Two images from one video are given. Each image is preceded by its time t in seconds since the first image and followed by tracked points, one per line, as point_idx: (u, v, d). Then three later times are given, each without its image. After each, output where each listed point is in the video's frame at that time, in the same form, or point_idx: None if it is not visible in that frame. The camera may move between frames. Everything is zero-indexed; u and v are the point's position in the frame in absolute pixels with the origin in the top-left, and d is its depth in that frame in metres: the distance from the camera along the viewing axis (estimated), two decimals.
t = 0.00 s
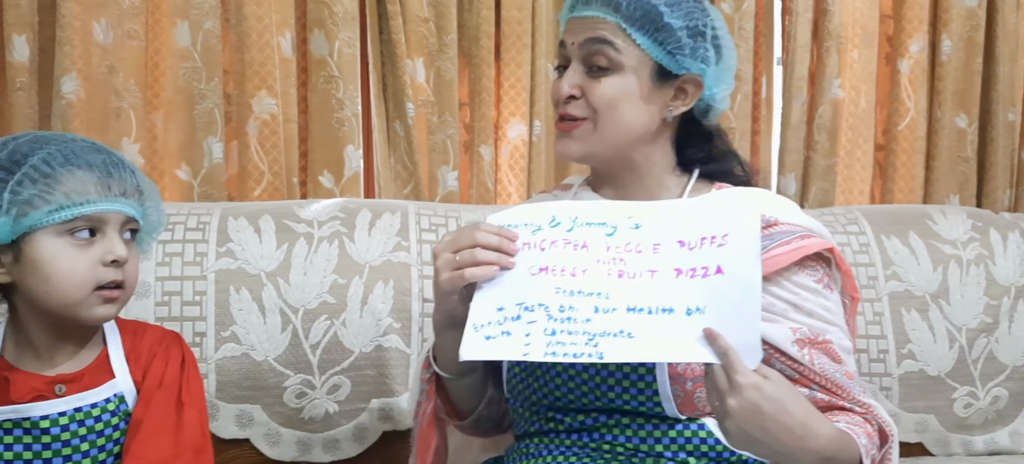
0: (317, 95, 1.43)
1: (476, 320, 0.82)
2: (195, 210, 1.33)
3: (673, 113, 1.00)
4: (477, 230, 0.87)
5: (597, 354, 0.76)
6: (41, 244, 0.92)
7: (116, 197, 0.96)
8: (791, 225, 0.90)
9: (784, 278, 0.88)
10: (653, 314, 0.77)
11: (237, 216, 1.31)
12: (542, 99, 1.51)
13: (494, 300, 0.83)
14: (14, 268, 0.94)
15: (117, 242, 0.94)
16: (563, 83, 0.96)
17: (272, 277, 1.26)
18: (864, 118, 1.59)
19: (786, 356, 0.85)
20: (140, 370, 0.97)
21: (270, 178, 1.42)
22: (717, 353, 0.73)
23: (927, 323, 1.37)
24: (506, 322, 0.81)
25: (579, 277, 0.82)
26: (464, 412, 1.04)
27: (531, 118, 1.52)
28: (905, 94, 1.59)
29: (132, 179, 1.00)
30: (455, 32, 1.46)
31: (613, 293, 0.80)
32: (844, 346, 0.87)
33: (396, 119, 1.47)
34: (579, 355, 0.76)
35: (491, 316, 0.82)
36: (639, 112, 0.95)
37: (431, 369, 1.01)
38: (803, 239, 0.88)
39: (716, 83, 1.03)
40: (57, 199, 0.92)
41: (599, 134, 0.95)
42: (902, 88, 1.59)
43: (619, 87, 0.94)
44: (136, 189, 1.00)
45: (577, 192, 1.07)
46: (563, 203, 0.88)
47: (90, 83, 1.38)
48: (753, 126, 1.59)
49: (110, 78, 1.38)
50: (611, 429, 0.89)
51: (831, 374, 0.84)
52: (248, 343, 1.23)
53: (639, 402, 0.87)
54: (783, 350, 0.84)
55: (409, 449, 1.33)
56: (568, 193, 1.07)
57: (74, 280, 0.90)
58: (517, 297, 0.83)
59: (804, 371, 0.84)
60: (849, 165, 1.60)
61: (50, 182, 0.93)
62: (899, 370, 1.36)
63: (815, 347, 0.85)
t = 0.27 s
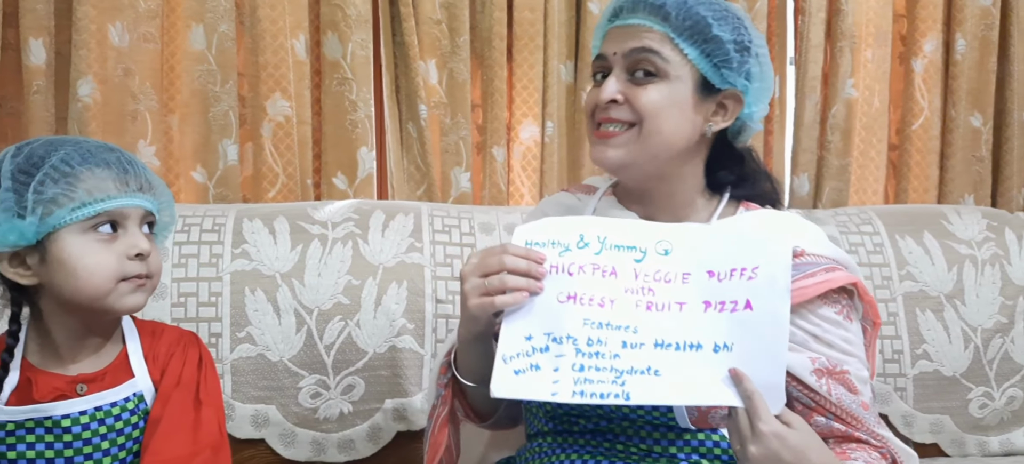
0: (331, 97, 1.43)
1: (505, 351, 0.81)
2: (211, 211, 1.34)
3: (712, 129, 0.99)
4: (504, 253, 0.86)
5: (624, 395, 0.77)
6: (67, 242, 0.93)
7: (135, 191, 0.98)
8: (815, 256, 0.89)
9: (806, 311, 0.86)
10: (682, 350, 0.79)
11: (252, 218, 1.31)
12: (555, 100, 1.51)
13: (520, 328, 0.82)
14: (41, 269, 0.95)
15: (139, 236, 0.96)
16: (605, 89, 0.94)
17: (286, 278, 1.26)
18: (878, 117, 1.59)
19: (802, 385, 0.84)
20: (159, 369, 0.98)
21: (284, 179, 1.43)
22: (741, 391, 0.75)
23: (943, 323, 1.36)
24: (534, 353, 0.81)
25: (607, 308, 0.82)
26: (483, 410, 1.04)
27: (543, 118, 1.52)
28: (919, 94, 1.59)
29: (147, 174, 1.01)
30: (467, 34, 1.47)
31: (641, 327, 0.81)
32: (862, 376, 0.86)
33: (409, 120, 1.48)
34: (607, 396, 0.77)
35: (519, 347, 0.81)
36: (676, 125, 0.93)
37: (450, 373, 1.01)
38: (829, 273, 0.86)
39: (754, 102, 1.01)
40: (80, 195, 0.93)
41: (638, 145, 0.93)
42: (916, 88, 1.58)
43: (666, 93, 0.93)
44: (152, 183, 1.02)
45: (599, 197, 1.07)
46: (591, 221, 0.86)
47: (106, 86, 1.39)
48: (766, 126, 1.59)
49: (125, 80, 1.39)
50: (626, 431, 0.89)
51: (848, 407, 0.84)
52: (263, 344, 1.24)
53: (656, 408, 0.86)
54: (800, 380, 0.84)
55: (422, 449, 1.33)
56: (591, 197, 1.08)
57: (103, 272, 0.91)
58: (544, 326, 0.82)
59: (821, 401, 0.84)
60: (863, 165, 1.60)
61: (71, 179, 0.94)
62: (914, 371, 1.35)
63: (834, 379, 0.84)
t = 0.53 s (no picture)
0: (342, 100, 1.44)
1: (514, 351, 0.82)
2: (224, 214, 1.35)
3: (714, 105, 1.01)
4: (501, 253, 0.88)
5: (638, 376, 0.76)
6: (83, 244, 0.94)
7: (148, 193, 0.99)
8: (829, 229, 0.89)
9: (823, 282, 0.87)
10: (691, 323, 0.77)
11: (265, 220, 1.33)
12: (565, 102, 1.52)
13: (526, 327, 0.84)
14: (58, 272, 0.96)
15: (152, 236, 0.97)
16: (608, 84, 0.95)
17: (299, 279, 1.28)
18: (888, 117, 1.59)
19: (828, 362, 0.83)
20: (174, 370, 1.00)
21: (296, 182, 1.44)
22: (759, 359, 0.71)
23: (953, 323, 1.36)
24: (543, 348, 0.82)
25: (609, 292, 0.82)
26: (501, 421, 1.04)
27: (554, 120, 1.53)
28: (929, 94, 1.59)
29: (158, 176, 1.03)
30: (477, 37, 1.48)
31: (647, 304, 0.80)
32: (885, 352, 0.86)
33: (420, 123, 1.49)
34: (620, 379, 0.77)
35: (528, 344, 0.83)
36: (684, 114, 0.94)
37: (464, 388, 1.02)
38: (844, 244, 0.87)
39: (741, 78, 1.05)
40: (94, 198, 0.95)
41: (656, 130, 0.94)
42: (926, 88, 1.58)
43: (671, 75, 0.94)
44: (164, 184, 1.03)
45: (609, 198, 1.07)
46: (584, 210, 0.88)
47: (121, 90, 1.41)
48: (776, 126, 1.59)
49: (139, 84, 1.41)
50: (647, 434, 0.90)
51: (876, 380, 0.83)
52: (277, 345, 1.25)
53: (676, 408, 0.86)
54: (825, 357, 0.83)
55: (434, 449, 1.33)
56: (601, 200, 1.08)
57: (117, 271, 0.93)
58: (550, 321, 0.83)
59: (847, 377, 0.83)
60: (873, 166, 1.60)
61: (84, 183, 0.96)
62: (924, 371, 1.36)
63: (859, 353, 0.84)
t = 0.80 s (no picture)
0: (349, 101, 1.44)
1: (507, 360, 0.82)
2: (231, 215, 1.35)
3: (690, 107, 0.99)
4: (491, 262, 0.87)
5: (632, 383, 0.76)
6: (86, 248, 0.94)
7: (150, 194, 0.99)
8: (826, 227, 0.90)
9: (821, 281, 0.87)
10: (684, 328, 0.77)
11: (272, 221, 1.33)
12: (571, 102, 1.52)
13: (519, 335, 0.83)
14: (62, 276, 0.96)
15: (156, 237, 0.97)
16: (577, 111, 0.96)
17: (307, 280, 1.28)
18: (897, 116, 1.58)
19: (825, 362, 0.83)
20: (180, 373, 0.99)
21: (303, 183, 1.44)
22: (750, 363, 0.73)
23: (964, 323, 1.36)
24: (536, 357, 0.82)
25: (600, 296, 0.82)
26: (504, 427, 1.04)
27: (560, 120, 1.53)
28: (939, 92, 1.58)
29: (160, 178, 1.02)
30: (484, 37, 1.47)
31: (639, 309, 0.80)
32: (884, 351, 0.86)
33: (427, 124, 1.48)
34: (614, 386, 0.77)
35: (521, 353, 0.82)
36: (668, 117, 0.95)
37: (466, 395, 1.02)
38: (839, 242, 0.87)
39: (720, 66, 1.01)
40: (95, 200, 0.95)
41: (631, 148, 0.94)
42: (935, 86, 1.57)
43: (635, 97, 0.93)
44: (166, 185, 1.03)
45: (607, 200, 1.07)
46: (572, 214, 0.87)
47: (128, 92, 1.41)
48: (783, 125, 1.59)
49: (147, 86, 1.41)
50: (648, 434, 0.89)
51: (873, 379, 0.83)
52: (284, 346, 1.25)
53: (677, 409, 0.86)
54: (821, 357, 0.83)
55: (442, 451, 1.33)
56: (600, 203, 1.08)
57: (121, 273, 0.93)
58: (542, 329, 0.83)
59: (845, 377, 0.83)
60: (882, 165, 1.59)
61: (85, 186, 0.96)
62: (935, 371, 1.35)
63: (855, 352, 0.84)
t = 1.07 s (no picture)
0: (350, 99, 1.44)
1: (492, 348, 0.83)
2: (231, 213, 1.34)
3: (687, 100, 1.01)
4: (481, 252, 0.88)
5: (617, 376, 0.77)
6: (58, 250, 0.93)
7: (133, 200, 0.96)
8: (821, 220, 0.89)
9: (815, 273, 0.87)
10: (673, 324, 0.78)
11: (273, 220, 1.32)
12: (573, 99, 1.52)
13: (507, 324, 0.84)
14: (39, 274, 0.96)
15: (135, 247, 0.93)
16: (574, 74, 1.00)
17: (307, 279, 1.27)
18: (900, 113, 1.57)
19: (819, 355, 0.83)
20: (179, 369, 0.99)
21: (304, 181, 1.43)
22: (740, 363, 0.73)
23: (969, 319, 1.35)
24: (522, 347, 0.82)
25: (591, 291, 0.83)
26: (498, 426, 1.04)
27: (562, 118, 1.52)
28: (942, 89, 1.57)
29: (154, 183, 0.99)
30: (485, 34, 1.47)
31: (628, 304, 0.81)
32: (880, 345, 0.85)
33: (428, 121, 1.47)
34: (598, 379, 0.77)
35: (507, 342, 0.83)
36: (660, 110, 0.97)
37: (459, 391, 1.02)
38: (833, 234, 0.87)
39: (725, 71, 1.05)
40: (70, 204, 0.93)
41: (615, 120, 0.96)
42: (939, 82, 1.57)
43: (631, 71, 0.97)
44: (160, 191, 1.00)
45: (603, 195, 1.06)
46: (567, 207, 0.89)
47: (129, 90, 1.40)
48: (786, 122, 1.58)
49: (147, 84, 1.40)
50: (648, 432, 0.89)
51: (868, 372, 0.82)
52: (284, 345, 1.24)
53: (675, 406, 0.86)
54: (815, 349, 0.83)
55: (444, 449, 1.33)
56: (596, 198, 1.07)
57: (87, 279, 0.91)
58: (530, 320, 0.84)
59: (839, 370, 0.82)
60: (886, 161, 1.58)
61: (63, 188, 0.95)
62: (939, 368, 1.34)
63: (849, 345, 0.83)
